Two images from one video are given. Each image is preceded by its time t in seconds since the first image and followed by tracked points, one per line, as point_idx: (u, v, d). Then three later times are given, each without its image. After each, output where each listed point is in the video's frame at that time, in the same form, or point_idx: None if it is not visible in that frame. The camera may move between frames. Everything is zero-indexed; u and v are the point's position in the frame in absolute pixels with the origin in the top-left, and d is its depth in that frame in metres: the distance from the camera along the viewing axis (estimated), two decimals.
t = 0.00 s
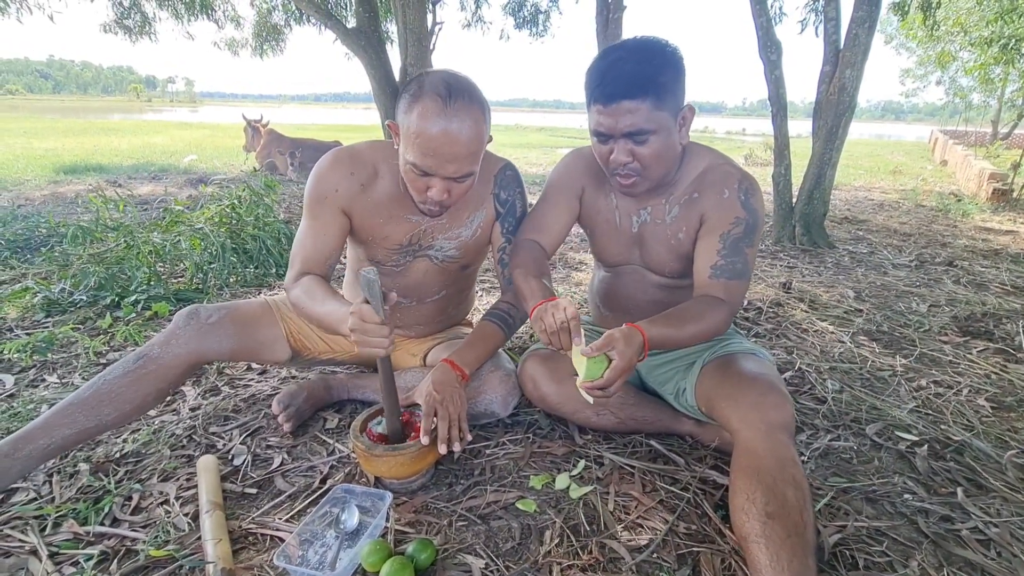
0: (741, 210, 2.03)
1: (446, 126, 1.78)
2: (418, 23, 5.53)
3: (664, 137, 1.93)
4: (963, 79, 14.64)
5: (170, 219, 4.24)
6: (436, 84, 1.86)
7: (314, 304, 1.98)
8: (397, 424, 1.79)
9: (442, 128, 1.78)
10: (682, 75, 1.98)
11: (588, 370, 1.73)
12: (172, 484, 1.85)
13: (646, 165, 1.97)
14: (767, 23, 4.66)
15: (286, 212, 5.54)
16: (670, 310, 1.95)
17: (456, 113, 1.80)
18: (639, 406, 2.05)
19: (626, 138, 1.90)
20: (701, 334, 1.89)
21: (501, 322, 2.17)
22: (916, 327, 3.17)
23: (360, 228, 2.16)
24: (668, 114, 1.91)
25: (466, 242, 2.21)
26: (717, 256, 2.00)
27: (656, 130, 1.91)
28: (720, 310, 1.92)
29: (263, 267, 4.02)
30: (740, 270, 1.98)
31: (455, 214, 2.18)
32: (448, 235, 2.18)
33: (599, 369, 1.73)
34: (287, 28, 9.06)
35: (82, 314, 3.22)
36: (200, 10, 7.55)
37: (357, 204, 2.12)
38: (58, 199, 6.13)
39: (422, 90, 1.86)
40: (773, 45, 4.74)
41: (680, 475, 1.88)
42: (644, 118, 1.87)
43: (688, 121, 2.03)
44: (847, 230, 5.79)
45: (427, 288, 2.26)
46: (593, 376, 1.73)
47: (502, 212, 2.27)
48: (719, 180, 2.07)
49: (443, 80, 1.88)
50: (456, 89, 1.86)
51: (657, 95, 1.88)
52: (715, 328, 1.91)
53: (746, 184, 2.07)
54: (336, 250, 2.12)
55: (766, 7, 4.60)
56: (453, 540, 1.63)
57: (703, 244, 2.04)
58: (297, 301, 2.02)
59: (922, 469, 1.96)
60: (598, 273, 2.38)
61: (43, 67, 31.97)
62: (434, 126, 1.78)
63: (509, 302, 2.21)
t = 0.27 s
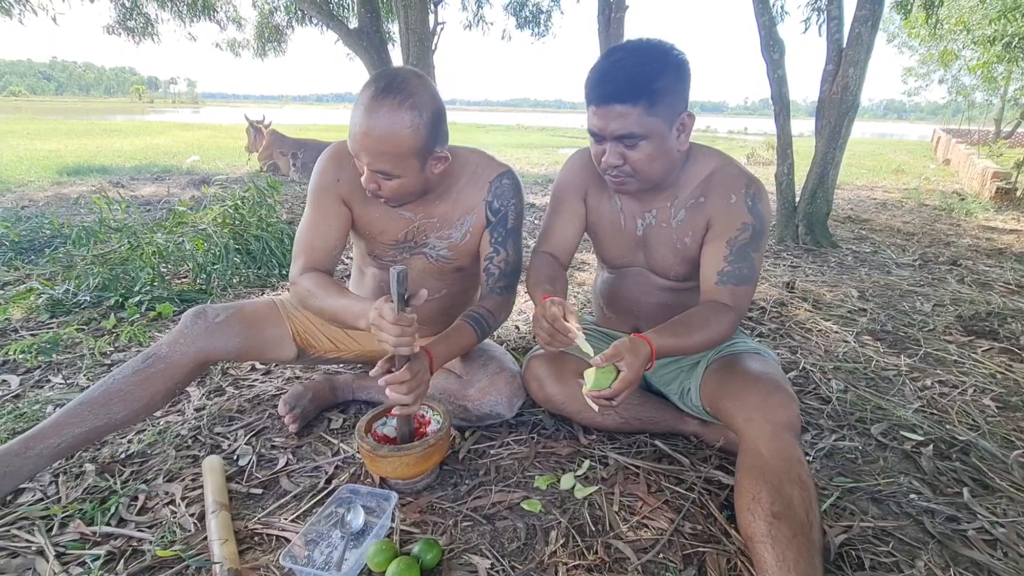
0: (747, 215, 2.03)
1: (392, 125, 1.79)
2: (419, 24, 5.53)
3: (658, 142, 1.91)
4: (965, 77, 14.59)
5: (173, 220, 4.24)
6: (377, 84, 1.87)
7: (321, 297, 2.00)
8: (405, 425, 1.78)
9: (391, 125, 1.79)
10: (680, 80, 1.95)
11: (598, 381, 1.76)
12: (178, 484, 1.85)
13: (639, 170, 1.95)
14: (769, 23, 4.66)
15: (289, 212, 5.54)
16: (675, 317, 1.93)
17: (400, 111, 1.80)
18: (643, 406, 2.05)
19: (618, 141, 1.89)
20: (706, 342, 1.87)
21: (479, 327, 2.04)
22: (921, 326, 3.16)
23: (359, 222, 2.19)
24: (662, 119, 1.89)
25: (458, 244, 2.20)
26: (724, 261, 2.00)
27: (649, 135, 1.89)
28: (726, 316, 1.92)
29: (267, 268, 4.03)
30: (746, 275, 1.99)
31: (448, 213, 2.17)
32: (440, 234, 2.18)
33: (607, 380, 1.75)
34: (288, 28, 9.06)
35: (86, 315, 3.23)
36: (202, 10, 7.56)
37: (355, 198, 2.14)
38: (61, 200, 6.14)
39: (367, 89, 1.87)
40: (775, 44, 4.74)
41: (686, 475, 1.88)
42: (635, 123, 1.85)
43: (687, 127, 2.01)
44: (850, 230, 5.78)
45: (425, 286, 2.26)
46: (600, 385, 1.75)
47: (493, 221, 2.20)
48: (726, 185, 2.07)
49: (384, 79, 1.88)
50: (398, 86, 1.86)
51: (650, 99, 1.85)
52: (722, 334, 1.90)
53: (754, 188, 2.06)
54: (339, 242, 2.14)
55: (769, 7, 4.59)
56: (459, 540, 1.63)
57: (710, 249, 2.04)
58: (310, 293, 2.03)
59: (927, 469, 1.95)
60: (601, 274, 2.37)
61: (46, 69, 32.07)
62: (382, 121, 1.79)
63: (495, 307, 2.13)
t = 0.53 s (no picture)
0: (757, 226, 1.95)
1: (355, 139, 1.74)
2: (421, 23, 5.53)
3: (652, 154, 1.86)
4: (968, 77, 14.57)
5: (176, 219, 4.25)
6: (348, 96, 1.83)
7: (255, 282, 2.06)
8: (407, 425, 1.78)
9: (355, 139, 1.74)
10: (678, 91, 1.89)
11: (622, 394, 1.69)
12: (182, 484, 1.85)
13: (632, 181, 1.90)
14: (772, 22, 4.64)
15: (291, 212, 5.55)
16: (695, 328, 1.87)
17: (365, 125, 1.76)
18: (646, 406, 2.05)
19: (610, 151, 1.85)
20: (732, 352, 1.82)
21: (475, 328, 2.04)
22: (924, 326, 3.16)
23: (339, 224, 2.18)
24: (655, 131, 1.83)
25: (446, 252, 2.17)
26: (738, 273, 1.93)
27: (641, 146, 1.83)
28: (748, 328, 1.85)
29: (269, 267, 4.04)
30: (762, 286, 1.92)
31: (433, 219, 2.13)
32: (428, 241, 2.15)
33: (632, 392, 1.70)
34: (290, 28, 9.07)
35: (89, 314, 3.23)
36: (204, 11, 7.57)
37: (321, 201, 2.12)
38: (64, 200, 6.16)
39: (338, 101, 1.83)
40: (778, 44, 4.73)
41: (689, 475, 1.88)
42: (626, 133, 1.80)
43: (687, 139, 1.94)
44: (853, 230, 5.76)
45: (419, 290, 2.24)
46: (625, 398, 1.69)
47: (483, 229, 2.14)
48: (732, 194, 1.99)
49: (355, 91, 1.84)
50: (366, 98, 1.81)
51: (643, 110, 1.80)
52: (747, 344, 1.85)
53: (762, 198, 1.99)
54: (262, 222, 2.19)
55: (771, 6, 4.58)
56: (462, 540, 1.63)
57: (722, 260, 1.97)
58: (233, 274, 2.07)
59: (932, 469, 1.95)
60: (603, 277, 2.35)
61: (48, 70, 32.15)
62: (349, 136, 1.75)
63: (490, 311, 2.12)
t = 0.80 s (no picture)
0: (763, 232, 1.94)
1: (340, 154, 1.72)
2: (423, 23, 5.54)
3: (649, 168, 1.83)
4: (970, 76, 14.54)
5: (177, 219, 4.25)
6: (324, 111, 1.81)
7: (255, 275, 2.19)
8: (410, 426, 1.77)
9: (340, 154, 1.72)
10: (676, 105, 1.86)
11: (643, 396, 1.65)
12: (184, 482, 1.86)
13: (629, 194, 1.88)
14: (774, 21, 4.64)
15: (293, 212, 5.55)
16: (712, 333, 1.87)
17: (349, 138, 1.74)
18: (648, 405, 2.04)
19: (607, 164, 1.82)
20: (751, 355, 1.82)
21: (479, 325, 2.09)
22: (926, 326, 3.15)
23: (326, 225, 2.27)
24: (653, 146, 1.81)
25: (435, 251, 2.17)
26: (748, 281, 1.93)
27: (639, 160, 1.80)
28: (764, 329, 1.87)
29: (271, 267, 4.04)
30: (774, 289, 1.92)
31: (419, 219, 2.13)
32: (416, 241, 2.16)
33: (653, 395, 1.66)
34: (292, 28, 9.08)
35: (91, 314, 3.24)
36: (206, 11, 7.58)
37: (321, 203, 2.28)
38: (66, 199, 6.17)
39: (314, 120, 1.81)
40: (779, 43, 4.72)
41: (691, 474, 1.88)
42: (623, 147, 1.78)
43: (685, 153, 1.92)
44: (854, 229, 5.75)
45: (412, 290, 2.24)
46: (646, 400, 1.66)
47: (474, 230, 2.15)
48: (737, 200, 1.97)
49: (330, 106, 1.81)
50: (342, 111, 1.79)
51: (640, 124, 1.77)
52: (763, 346, 1.84)
53: (766, 203, 1.97)
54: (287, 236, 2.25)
55: (773, 5, 4.58)
56: (464, 539, 1.63)
57: (731, 268, 1.96)
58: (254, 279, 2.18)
59: (934, 469, 1.95)
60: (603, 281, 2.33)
61: (50, 70, 32.20)
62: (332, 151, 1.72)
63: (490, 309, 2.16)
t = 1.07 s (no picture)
0: (767, 238, 1.93)
1: (347, 145, 1.73)
2: (423, 23, 5.54)
3: (650, 177, 1.82)
4: (972, 75, 14.50)
5: (179, 219, 4.25)
6: (334, 103, 1.82)
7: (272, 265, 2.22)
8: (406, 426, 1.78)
9: (349, 144, 1.73)
10: (678, 114, 1.85)
11: (651, 400, 1.64)
12: (186, 482, 1.86)
13: (630, 203, 1.87)
14: (775, 21, 4.63)
15: (294, 212, 5.56)
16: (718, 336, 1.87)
17: (355, 127, 1.75)
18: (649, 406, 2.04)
19: (607, 173, 1.81)
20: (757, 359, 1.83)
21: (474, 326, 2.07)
22: (928, 326, 3.14)
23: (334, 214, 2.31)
24: (654, 155, 1.80)
25: (432, 249, 2.18)
26: (753, 287, 1.93)
27: (639, 170, 1.79)
28: (769, 332, 1.89)
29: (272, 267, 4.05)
30: (778, 294, 1.94)
31: (418, 216, 2.14)
32: (414, 238, 2.17)
33: (660, 400, 1.65)
34: (293, 28, 9.08)
35: (94, 314, 3.24)
36: (207, 11, 7.58)
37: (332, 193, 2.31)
38: (68, 200, 6.18)
39: (322, 113, 1.82)
40: (780, 42, 4.71)
41: (692, 474, 1.87)
42: (624, 157, 1.77)
43: (687, 162, 1.91)
44: (856, 229, 5.74)
45: (408, 287, 2.26)
46: (652, 405, 1.64)
47: (470, 229, 2.15)
48: (740, 206, 1.96)
49: (339, 97, 1.83)
50: (352, 101, 1.81)
51: (641, 134, 1.76)
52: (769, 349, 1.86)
53: (769, 208, 1.96)
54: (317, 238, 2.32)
55: (774, 5, 4.57)
56: (465, 539, 1.63)
57: (736, 275, 1.96)
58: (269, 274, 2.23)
59: (936, 469, 1.94)
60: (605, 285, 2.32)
61: (52, 71, 32.26)
62: (342, 144, 1.74)
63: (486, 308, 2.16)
